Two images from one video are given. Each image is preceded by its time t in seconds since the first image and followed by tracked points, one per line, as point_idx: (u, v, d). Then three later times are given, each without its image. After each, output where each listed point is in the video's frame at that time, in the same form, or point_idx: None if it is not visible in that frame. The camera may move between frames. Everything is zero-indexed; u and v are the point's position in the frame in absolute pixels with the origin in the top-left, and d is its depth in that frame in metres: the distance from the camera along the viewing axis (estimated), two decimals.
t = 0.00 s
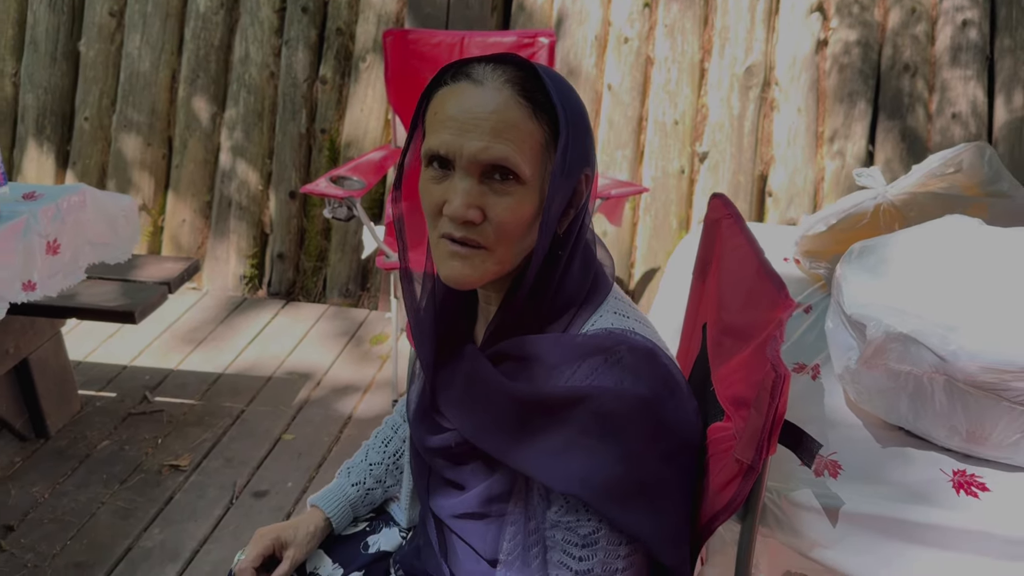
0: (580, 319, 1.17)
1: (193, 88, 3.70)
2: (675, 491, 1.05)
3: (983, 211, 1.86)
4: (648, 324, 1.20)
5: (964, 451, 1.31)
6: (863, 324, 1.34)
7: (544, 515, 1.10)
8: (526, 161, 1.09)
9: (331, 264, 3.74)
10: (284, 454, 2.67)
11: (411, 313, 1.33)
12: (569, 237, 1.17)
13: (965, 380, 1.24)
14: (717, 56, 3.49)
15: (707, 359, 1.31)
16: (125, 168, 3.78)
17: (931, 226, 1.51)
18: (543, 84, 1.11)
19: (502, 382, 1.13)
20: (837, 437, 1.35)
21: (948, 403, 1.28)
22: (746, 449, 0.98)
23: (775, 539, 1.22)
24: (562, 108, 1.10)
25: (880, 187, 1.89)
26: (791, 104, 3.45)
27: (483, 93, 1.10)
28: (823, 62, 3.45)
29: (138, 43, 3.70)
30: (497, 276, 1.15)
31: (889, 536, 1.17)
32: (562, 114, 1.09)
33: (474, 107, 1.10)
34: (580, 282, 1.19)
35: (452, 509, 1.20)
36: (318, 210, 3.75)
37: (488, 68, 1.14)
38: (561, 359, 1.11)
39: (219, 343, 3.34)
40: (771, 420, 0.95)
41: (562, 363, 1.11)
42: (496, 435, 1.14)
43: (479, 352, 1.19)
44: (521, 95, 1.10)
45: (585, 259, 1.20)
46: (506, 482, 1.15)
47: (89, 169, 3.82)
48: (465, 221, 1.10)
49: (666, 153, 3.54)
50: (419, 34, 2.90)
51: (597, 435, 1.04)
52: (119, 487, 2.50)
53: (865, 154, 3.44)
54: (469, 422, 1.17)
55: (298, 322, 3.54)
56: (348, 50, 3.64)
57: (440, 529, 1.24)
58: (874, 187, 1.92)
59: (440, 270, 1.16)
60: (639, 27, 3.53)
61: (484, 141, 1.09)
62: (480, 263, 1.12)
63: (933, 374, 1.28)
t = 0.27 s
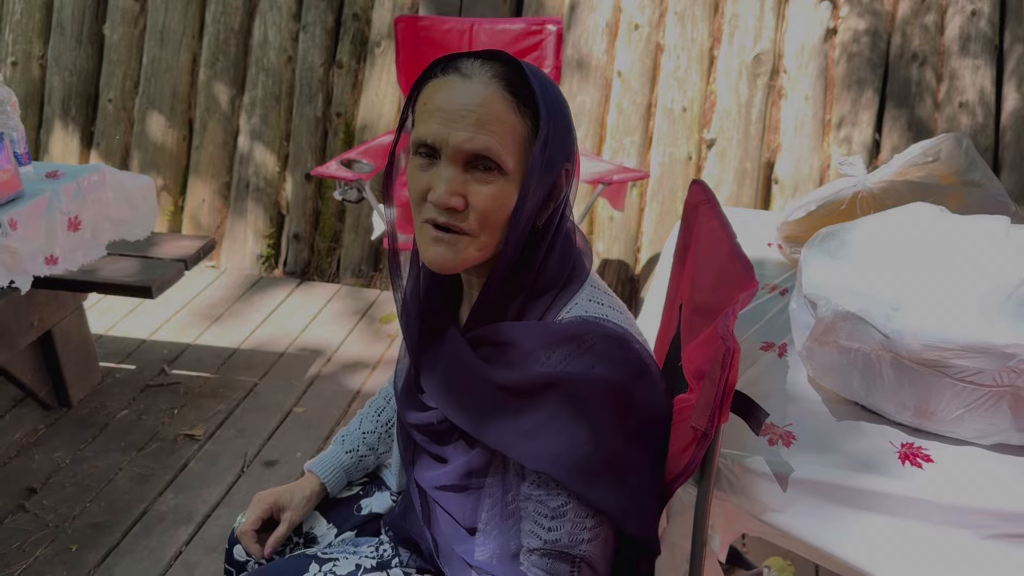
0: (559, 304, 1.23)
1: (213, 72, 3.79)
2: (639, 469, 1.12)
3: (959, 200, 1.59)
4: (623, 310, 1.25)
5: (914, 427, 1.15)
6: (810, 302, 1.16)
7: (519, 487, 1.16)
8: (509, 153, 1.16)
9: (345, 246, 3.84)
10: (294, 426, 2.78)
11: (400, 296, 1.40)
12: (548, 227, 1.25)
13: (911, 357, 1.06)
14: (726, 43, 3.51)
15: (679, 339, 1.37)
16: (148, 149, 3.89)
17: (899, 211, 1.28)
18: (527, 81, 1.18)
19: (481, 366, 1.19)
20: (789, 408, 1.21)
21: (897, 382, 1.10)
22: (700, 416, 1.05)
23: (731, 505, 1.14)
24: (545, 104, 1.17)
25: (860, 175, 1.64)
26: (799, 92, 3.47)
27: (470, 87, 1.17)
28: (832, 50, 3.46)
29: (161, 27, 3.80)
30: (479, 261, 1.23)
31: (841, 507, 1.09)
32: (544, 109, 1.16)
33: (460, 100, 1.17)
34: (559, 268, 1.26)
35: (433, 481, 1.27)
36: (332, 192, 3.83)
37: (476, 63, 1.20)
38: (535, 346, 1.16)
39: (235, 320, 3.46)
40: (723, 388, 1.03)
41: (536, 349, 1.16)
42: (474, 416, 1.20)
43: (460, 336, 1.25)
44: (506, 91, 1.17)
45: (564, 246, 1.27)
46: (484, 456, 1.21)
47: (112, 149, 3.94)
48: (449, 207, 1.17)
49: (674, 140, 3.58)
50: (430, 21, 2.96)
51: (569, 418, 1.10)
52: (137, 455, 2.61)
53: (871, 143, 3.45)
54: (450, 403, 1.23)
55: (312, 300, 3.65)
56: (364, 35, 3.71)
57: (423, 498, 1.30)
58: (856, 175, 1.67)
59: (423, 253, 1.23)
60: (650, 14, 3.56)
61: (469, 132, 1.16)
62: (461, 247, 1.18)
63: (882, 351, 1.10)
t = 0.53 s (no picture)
0: (547, 290, 1.32)
1: (246, 59, 3.91)
2: (617, 444, 1.20)
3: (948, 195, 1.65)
4: (607, 294, 1.35)
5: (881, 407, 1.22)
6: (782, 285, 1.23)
7: (505, 457, 1.24)
8: (501, 147, 1.25)
9: (369, 230, 3.93)
10: (314, 401, 2.89)
11: (403, 278, 1.48)
12: (539, 216, 1.32)
13: (874, 338, 1.13)
14: (748, 35, 3.43)
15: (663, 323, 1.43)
16: (182, 133, 4.03)
17: (876, 202, 1.34)
18: (520, 79, 1.27)
19: (472, 345, 1.28)
20: (764, 386, 1.28)
21: (861, 361, 1.18)
22: (673, 389, 1.13)
23: (702, 473, 1.22)
24: (535, 101, 1.25)
25: (853, 167, 1.70)
26: (819, 86, 3.39)
27: (466, 84, 1.25)
28: (853, 45, 3.37)
29: (197, 15, 3.92)
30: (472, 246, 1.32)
31: (806, 476, 1.16)
32: (534, 106, 1.25)
33: (456, 96, 1.25)
34: (548, 256, 1.34)
35: (428, 450, 1.36)
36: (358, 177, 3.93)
37: (473, 60, 1.28)
38: (523, 327, 1.25)
39: (262, 299, 3.58)
40: (693, 363, 1.10)
41: (523, 330, 1.24)
42: (466, 392, 1.28)
43: (455, 318, 1.34)
44: (500, 88, 1.26)
45: (554, 235, 1.35)
46: (474, 427, 1.30)
47: (149, 132, 4.09)
48: (444, 195, 1.26)
49: (692, 131, 3.51)
50: (453, 12, 3.05)
51: (551, 393, 1.19)
52: (165, 424, 2.75)
53: (890, 137, 3.36)
54: (444, 380, 1.32)
55: (336, 283, 3.75)
56: (392, 25, 3.80)
57: (421, 465, 1.39)
58: (849, 167, 1.73)
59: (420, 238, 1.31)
60: (672, 5, 3.47)
61: (464, 126, 1.24)
62: (455, 233, 1.27)
63: (846, 332, 1.18)
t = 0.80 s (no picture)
0: (557, 273, 1.38)
1: (284, 50, 4.01)
2: (622, 417, 1.27)
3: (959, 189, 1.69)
4: (617, 278, 1.41)
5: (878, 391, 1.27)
6: (784, 273, 1.30)
7: (516, 429, 1.32)
8: (515, 136, 1.32)
9: (399, 219, 4.02)
10: (343, 382, 2.99)
11: (425, 263, 1.56)
12: (553, 203, 1.40)
13: (871, 326, 1.19)
14: (777, 30, 3.44)
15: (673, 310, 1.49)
16: (221, 121, 4.15)
17: (882, 194, 1.39)
18: (535, 72, 1.34)
19: (487, 323, 1.35)
20: (767, 370, 1.34)
21: (858, 347, 1.24)
22: (676, 368, 1.18)
23: (704, 452, 1.29)
24: (549, 92, 1.32)
25: (867, 162, 1.74)
26: (848, 81, 3.39)
27: (484, 76, 1.33)
28: (883, 41, 3.36)
29: (237, 7, 4.03)
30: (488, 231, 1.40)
31: (802, 455, 1.20)
32: (548, 97, 1.31)
33: (475, 88, 1.32)
34: (561, 240, 1.41)
35: (447, 421, 1.45)
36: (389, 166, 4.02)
37: (491, 55, 1.36)
38: (535, 306, 1.32)
39: (295, 284, 3.69)
40: (694, 347, 1.15)
41: (535, 309, 1.31)
42: (480, 367, 1.36)
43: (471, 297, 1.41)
44: (516, 80, 1.33)
45: (567, 221, 1.42)
46: (488, 401, 1.39)
47: (189, 120, 4.22)
48: (462, 181, 1.34)
49: (721, 124, 3.54)
50: (483, 5, 3.10)
51: (559, 369, 1.26)
52: (200, 400, 2.87)
53: (918, 133, 3.37)
54: (460, 356, 1.40)
55: (367, 269, 3.85)
56: (425, 17, 3.87)
57: (438, 436, 1.48)
58: (863, 161, 1.78)
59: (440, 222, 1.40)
60: None
61: (481, 116, 1.32)
62: (472, 218, 1.36)
63: (844, 319, 1.24)
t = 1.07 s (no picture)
0: (576, 254, 1.43)
1: (310, 43, 4.07)
2: (635, 395, 1.32)
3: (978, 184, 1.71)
4: (635, 262, 1.45)
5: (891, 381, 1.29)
6: (800, 264, 1.33)
7: (535, 406, 1.37)
8: (536, 123, 1.36)
9: (422, 210, 4.07)
10: (366, 369, 3.05)
11: (450, 251, 1.61)
12: (572, 187, 1.44)
13: (884, 317, 1.22)
14: (801, 26, 3.44)
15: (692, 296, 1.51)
16: (249, 113, 4.22)
17: (899, 188, 1.42)
18: (555, 62, 1.38)
19: (506, 303, 1.40)
20: (782, 360, 1.38)
21: (871, 338, 1.26)
22: (693, 356, 1.22)
23: (719, 437, 1.32)
24: (568, 81, 1.36)
25: (885, 157, 1.77)
26: (871, 77, 3.39)
27: (506, 66, 1.37)
28: (907, 36, 3.35)
29: None
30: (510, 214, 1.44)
31: (813, 442, 1.23)
32: (567, 86, 1.35)
33: (497, 77, 1.37)
34: (580, 224, 1.46)
35: (468, 399, 1.50)
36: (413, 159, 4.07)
37: (514, 46, 1.40)
38: (554, 288, 1.36)
39: (320, 273, 3.76)
40: (710, 335, 1.18)
41: (553, 290, 1.36)
42: (500, 346, 1.40)
43: (492, 278, 1.46)
44: (537, 70, 1.37)
45: (586, 206, 1.46)
46: (508, 378, 1.43)
47: (217, 112, 4.29)
48: (485, 166, 1.38)
49: (743, 119, 3.55)
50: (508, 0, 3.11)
51: (576, 348, 1.30)
52: (228, 385, 2.94)
53: (941, 130, 3.36)
54: (481, 335, 1.44)
55: (390, 259, 3.90)
56: (450, 11, 3.91)
57: (461, 415, 1.53)
58: (882, 157, 1.80)
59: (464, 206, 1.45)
60: None
61: (503, 103, 1.36)
62: (494, 201, 1.40)
63: (858, 311, 1.27)
